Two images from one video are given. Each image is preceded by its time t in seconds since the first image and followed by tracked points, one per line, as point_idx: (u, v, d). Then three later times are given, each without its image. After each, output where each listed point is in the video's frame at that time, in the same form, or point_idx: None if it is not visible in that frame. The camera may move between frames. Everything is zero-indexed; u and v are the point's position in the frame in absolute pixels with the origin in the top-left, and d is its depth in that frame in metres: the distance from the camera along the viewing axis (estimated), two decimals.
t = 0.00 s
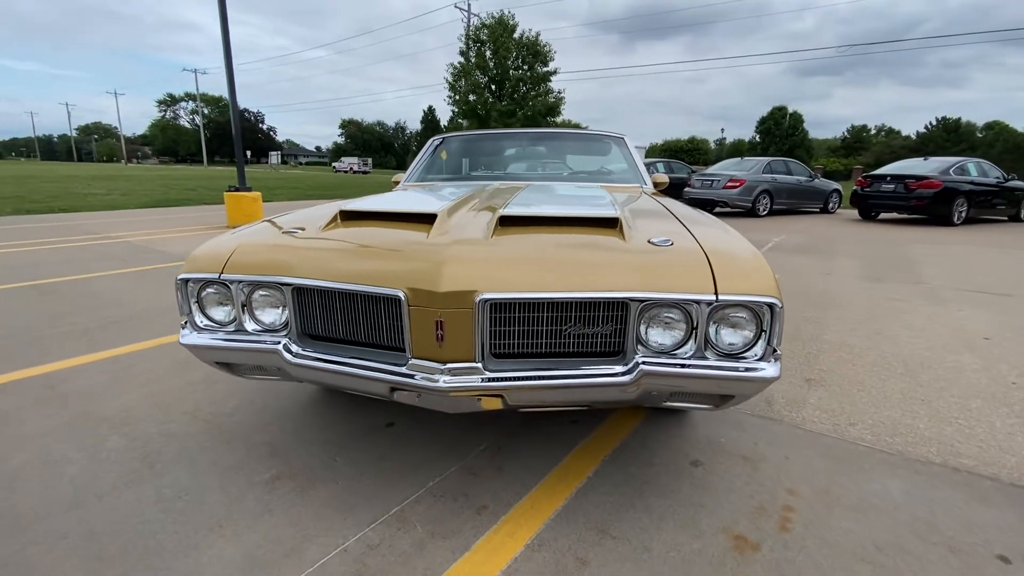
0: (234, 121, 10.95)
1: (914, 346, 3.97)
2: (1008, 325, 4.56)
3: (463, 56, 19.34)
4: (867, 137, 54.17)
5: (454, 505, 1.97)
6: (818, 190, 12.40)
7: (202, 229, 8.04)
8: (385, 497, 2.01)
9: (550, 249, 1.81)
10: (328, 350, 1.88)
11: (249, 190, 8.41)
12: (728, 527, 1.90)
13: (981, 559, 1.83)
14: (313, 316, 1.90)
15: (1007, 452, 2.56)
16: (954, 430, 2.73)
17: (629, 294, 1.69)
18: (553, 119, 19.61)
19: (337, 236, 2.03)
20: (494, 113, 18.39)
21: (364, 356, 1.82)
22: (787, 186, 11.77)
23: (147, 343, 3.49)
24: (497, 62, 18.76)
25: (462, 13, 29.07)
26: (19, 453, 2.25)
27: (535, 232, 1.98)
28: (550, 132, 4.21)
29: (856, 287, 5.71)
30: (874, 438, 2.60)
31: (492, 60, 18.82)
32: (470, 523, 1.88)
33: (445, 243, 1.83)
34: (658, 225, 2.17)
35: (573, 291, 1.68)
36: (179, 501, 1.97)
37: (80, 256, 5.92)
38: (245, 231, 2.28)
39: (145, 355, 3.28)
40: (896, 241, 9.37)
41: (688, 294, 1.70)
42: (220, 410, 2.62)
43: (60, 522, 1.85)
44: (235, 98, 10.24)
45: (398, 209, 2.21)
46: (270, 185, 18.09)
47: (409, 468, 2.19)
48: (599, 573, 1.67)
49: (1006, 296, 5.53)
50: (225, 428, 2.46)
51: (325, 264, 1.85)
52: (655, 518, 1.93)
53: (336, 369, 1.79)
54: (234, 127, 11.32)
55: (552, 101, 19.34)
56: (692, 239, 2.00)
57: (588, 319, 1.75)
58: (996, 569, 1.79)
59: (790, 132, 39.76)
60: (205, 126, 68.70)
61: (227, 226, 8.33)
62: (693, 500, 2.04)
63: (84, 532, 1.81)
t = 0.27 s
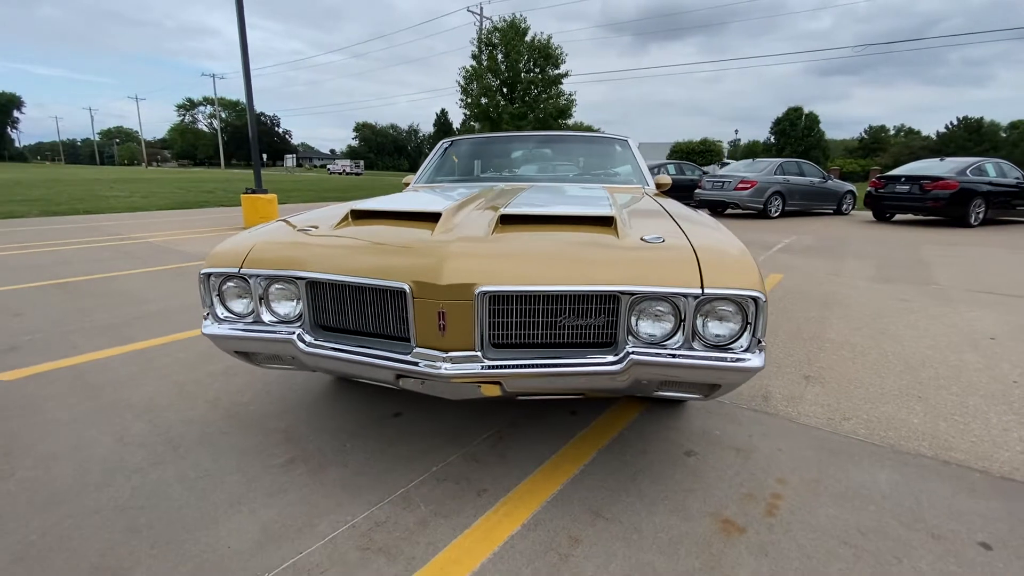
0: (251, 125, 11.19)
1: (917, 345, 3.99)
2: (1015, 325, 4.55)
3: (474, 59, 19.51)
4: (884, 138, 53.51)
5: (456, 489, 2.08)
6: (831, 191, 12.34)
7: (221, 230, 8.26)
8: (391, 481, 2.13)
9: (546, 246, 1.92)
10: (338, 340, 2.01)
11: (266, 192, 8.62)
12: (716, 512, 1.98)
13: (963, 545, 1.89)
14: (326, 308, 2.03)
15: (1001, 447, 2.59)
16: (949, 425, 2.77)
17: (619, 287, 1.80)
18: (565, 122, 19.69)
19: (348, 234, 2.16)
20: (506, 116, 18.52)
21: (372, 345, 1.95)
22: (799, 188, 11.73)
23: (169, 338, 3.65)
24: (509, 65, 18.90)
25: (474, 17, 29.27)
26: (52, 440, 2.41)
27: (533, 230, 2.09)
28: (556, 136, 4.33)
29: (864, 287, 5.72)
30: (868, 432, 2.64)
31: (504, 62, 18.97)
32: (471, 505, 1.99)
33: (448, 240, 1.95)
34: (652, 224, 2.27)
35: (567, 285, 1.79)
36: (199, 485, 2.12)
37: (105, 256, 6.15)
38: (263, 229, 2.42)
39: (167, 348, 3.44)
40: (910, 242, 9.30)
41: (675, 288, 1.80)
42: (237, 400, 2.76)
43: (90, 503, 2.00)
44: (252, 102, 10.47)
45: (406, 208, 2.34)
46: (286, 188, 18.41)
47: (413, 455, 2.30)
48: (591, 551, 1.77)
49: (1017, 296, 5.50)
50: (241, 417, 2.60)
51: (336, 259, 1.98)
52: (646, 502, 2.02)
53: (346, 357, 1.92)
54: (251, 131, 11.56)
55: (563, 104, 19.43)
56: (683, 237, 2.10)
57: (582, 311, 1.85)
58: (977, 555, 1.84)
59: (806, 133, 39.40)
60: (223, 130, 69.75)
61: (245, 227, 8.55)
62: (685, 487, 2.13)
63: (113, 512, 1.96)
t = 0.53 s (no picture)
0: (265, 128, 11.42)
1: (917, 342, 4.01)
2: (1020, 323, 4.55)
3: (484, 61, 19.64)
4: (902, 136, 52.80)
5: (454, 474, 2.19)
6: (843, 191, 12.27)
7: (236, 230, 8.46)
8: (393, 467, 2.25)
9: (538, 243, 2.04)
10: (344, 332, 2.14)
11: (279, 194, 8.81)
12: (701, 498, 2.07)
13: (941, 531, 1.95)
14: (332, 301, 2.16)
15: (990, 440, 2.63)
16: (941, 419, 2.82)
17: (606, 282, 1.90)
18: (575, 122, 19.74)
19: (353, 232, 2.29)
20: (516, 117, 18.63)
21: (375, 336, 2.07)
22: (810, 187, 11.67)
23: (187, 333, 3.82)
24: (520, 66, 19.02)
25: (485, 17, 29.33)
26: (78, 428, 2.57)
27: (528, 228, 2.21)
28: (558, 138, 4.44)
29: (870, 286, 5.73)
30: (857, 426, 2.70)
31: (514, 64, 19.09)
32: (467, 488, 2.11)
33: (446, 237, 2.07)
34: (643, 222, 2.37)
35: (556, 279, 1.90)
36: (215, 469, 2.26)
37: (125, 256, 6.36)
38: (274, 228, 2.56)
39: (185, 343, 3.61)
40: (921, 241, 9.24)
41: (659, 283, 1.90)
42: (250, 391, 2.90)
43: (114, 484, 2.16)
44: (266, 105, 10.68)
45: (408, 208, 2.46)
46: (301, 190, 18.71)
47: (415, 444, 2.42)
48: (578, 532, 1.88)
49: None
50: (254, 407, 2.74)
51: (342, 256, 2.10)
52: (634, 487, 2.12)
53: (351, 348, 2.05)
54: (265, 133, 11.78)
55: (573, 104, 19.48)
56: (671, 234, 2.20)
57: (571, 304, 1.96)
58: (953, 540, 1.90)
59: (820, 132, 39.02)
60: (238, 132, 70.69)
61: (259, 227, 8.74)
62: (673, 475, 2.22)
63: (135, 493, 2.11)
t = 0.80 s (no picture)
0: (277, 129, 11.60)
1: (918, 341, 4.03)
2: None
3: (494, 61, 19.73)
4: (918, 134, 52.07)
5: (452, 466, 2.29)
6: (854, 189, 12.19)
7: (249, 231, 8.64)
8: (394, 459, 2.35)
9: (531, 244, 2.12)
10: (347, 330, 2.24)
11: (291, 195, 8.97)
12: (690, 490, 2.15)
13: (923, 525, 2.00)
14: (335, 301, 2.26)
15: (981, 438, 2.66)
16: (934, 417, 2.85)
17: (595, 283, 1.98)
18: (584, 121, 19.77)
19: (356, 234, 2.38)
20: (525, 117, 18.70)
21: (376, 334, 2.17)
22: (821, 186, 11.60)
23: (200, 331, 3.96)
24: (529, 66, 19.09)
25: (495, 17, 29.50)
26: (97, 421, 2.71)
27: (523, 230, 2.29)
28: (560, 140, 4.52)
29: (875, 286, 5.73)
30: (849, 423, 2.75)
31: (523, 64, 19.16)
32: (464, 479, 2.21)
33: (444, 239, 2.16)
34: (635, 224, 2.44)
35: (547, 280, 1.99)
36: (225, 460, 2.38)
37: (142, 256, 6.54)
38: (282, 230, 2.66)
39: (199, 341, 3.74)
40: (931, 240, 9.17)
41: (646, 283, 1.98)
42: (260, 387, 3.02)
43: (131, 474, 2.29)
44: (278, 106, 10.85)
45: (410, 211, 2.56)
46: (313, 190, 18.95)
47: (416, 438, 2.52)
48: (568, 521, 1.97)
49: None
50: (263, 403, 2.85)
51: (345, 257, 2.21)
52: (625, 480, 2.20)
53: (353, 344, 2.15)
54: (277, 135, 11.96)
55: (582, 104, 19.52)
56: (661, 236, 2.27)
57: (562, 304, 2.05)
58: (934, 534, 1.95)
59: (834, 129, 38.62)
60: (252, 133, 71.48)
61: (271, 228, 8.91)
62: (663, 468, 2.30)
63: (151, 482, 2.23)
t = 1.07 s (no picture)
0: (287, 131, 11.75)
1: (917, 340, 4.02)
2: None
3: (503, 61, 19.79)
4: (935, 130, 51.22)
5: (444, 461, 2.36)
6: (865, 187, 12.07)
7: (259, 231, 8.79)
8: (388, 454, 2.44)
9: (519, 246, 2.19)
10: (344, 328, 2.32)
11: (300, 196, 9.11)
12: (674, 486, 2.20)
13: (904, 521, 2.03)
14: (331, 301, 2.34)
15: (971, 437, 2.67)
16: (926, 416, 2.86)
17: (579, 283, 2.04)
18: (593, 120, 19.75)
19: (351, 236, 2.46)
20: (533, 116, 18.75)
21: (369, 333, 2.25)
22: (831, 184, 11.50)
23: (209, 329, 4.08)
24: (537, 65, 19.12)
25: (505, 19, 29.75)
26: (108, 416, 2.82)
27: (511, 232, 2.35)
28: (559, 141, 4.58)
29: (879, 284, 5.70)
30: (838, 422, 2.77)
31: (531, 63, 19.19)
32: (455, 474, 2.28)
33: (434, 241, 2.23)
34: (622, 225, 2.50)
35: (532, 280, 2.05)
36: (227, 454, 2.48)
37: (154, 257, 6.71)
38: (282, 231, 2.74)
39: (207, 339, 3.86)
40: (942, 238, 9.07)
41: (629, 283, 2.03)
42: (263, 383, 3.12)
43: (138, 466, 2.39)
44: (288, 108, 11.00)
45: (404, 213, 2.63)
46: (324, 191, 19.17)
47: (410, 434, 2.59)
48: (553, 514, 2.03)
49: None
50: (266, 399, 2.95)
51: (340, 259, 2.29)
52: (611, 475, 2.26)
53: (348, 343, 2.23)
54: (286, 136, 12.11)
55: (591, 103, 19.51)
56: (646, 237, 2.32)
57: (548, 303, 2.11)
58: (912, 530, 1.99)
59: (848, 126, 38.15)
60: (266, 133, 72.21)
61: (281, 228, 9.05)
62: (649, 464, 2.35)
63: (156, 474, 2.34)
